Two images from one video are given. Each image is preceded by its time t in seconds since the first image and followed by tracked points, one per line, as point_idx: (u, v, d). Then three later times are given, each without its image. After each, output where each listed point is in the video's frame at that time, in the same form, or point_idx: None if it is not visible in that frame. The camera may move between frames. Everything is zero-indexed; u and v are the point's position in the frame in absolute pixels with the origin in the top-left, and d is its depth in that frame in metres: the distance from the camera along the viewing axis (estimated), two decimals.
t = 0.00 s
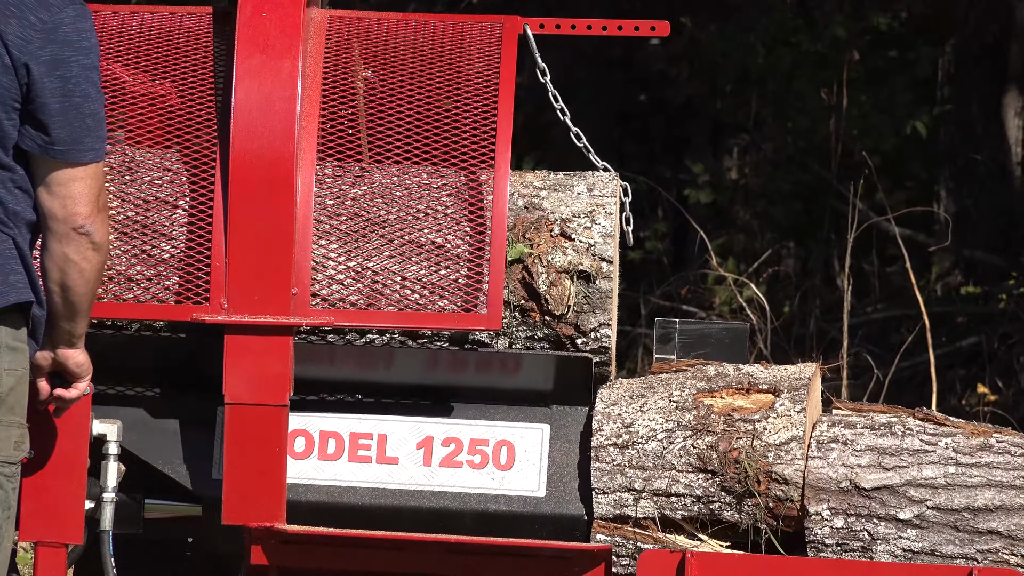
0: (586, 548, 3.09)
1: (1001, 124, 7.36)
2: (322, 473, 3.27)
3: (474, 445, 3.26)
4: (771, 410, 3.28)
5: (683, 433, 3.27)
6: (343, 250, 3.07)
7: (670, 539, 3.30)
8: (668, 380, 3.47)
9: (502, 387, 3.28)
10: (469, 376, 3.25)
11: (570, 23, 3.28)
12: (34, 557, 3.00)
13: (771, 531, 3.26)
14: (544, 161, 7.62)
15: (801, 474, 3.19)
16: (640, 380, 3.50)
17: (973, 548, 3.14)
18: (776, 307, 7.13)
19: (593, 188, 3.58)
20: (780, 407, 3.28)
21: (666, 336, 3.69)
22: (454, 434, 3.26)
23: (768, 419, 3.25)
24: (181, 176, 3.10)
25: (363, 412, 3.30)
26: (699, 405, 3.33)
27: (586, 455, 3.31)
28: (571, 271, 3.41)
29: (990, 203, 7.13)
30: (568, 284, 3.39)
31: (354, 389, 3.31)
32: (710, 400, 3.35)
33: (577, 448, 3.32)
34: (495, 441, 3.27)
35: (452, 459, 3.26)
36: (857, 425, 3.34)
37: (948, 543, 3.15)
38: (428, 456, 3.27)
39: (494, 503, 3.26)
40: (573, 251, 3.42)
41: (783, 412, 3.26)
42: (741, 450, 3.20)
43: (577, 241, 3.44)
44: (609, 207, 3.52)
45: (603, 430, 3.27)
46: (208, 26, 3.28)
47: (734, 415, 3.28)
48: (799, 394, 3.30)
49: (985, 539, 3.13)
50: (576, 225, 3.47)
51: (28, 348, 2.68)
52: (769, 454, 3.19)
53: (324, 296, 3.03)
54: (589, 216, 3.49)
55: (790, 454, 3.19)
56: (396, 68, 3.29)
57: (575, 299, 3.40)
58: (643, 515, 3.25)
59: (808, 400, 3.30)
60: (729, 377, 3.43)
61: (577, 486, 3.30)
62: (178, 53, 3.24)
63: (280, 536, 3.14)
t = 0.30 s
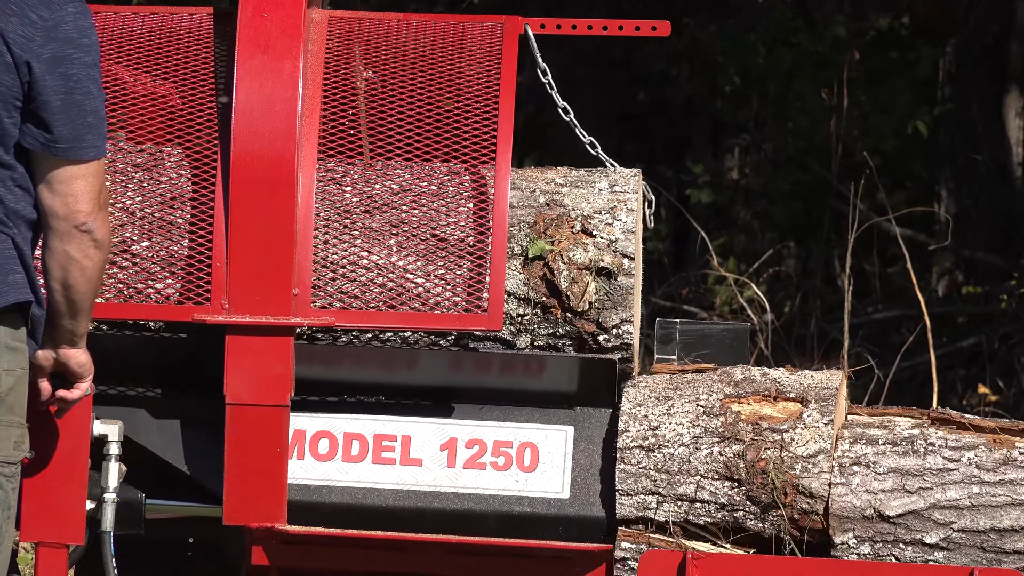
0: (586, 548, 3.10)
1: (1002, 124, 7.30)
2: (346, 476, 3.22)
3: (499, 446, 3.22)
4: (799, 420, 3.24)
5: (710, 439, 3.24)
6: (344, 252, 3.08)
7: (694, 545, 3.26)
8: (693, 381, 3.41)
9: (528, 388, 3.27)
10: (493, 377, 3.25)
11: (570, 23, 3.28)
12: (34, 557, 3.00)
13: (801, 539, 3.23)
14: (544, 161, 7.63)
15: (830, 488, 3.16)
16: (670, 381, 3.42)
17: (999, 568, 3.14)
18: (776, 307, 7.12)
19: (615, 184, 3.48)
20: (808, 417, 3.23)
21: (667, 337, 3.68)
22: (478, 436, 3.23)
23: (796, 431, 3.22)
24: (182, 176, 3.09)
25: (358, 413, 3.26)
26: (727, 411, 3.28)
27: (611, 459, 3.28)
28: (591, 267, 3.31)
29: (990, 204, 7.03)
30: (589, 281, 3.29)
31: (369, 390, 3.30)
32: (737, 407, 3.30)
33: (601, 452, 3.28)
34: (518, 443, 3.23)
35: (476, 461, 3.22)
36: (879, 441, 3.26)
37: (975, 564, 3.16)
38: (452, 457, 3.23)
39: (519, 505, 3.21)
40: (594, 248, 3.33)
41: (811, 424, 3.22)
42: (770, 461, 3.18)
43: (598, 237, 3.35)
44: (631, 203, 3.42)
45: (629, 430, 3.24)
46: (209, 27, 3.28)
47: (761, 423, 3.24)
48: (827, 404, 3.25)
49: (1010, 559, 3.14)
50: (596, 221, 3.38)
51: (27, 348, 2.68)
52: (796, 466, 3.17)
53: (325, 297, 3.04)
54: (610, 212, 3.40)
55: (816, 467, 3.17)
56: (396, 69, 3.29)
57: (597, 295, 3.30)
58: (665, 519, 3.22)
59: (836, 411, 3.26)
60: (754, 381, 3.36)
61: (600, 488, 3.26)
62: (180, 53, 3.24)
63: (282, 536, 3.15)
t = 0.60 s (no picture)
0: (586, 549, 3.09)
1: (1001, 124, 7.19)
2: (349, 476, 3.22)
3: (503, 447, 3.24)
4: (805, 424, 3.24)
5: (717, 442, 3.23)
6: (345, 253, 3.08)
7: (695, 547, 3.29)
8: (700, 384, 3.41)
9: (531, 389, 3.26)
10: (497, 378, 3.25)
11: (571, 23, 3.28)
12: (35, 557, 3.00)
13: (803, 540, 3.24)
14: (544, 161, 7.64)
15: (835, 491, 3.18)
16: (674, 384, 3.42)
17: None
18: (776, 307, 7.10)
19: (617, 186, 3.43)
20: (815, 422, 3.24)
21: (668, 337, 3.67)
22: (481, 436, 3.24)
23: (802, 435, 3.22)
24: (183, 177, 3.10)
25: (357, 414, 3.26)
26: (733, 414, 3.29)
27: (616, 461, 3.27)
28: (594, 270, 3.27)
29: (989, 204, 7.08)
30: (592, 284, 3.25)
31: (371, 391, 3.29)
32: (743, 409, 3.31)
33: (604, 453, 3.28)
34: (522, 444, 3.24)
35: (480, 461, 3.24)
36: (886, 451, 3.26)
37: None
38: (456, 458, 3.24)
39: (522, 506, 3.23)
40: (596, 251, 3.29)
41: (817, 428, 3.22)
42: (776, 464, 3.18)
43: (600, 240, 3.31)
44: (634, 205, 3.38)
45: (634, 432, 3.23)
46: (209, 28, 3.28)
47: (767, 427, 3.25)
48: (833, 409, 3.25)
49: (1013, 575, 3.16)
50: (599, 224, 3.34)
51: (25, 348, 2.67)
52: (801, 470, 3.17)
53: (326, 297, 3.04)
54: (613, 214, 3.36)
55: (822, 471, 3.17)
56: (396, 70, 3.29)
57: (599, 298, 3.27)
58: (669, 520, 3.22)
59: (842, 416, 3.26)
60: (759, 384, 3.36)
61: (603, 491, 3.26)
62: (180, 54, 3.24)
63: (281, 537, 3.15)
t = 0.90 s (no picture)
0: (587, 547, 3.09)
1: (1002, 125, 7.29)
2: (340, 476, 3.16)
3: (494, 447, 3.15)
4: (799, 419, 3.23)
5: (711, 442, 3.24)
6: (345, 255, 3.07)
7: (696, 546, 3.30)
8: (693, 386, 3.40)
9: (526, 389, 3.16)
10: (489, 378, 3.15)
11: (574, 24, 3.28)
12: (36, 558, 2.97)
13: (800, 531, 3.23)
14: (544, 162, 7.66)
15: (830, 485, 3.17)
16: (666, 384, 3.42)
17: None
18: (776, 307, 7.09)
19: (611, 189, 3.50)
20: (807, 416, 3.22)
21: (669, 337, 3.68)
22: (473, 437, 3.15)
23: (796, 430, 3.21)
24: (184, 177, 3.10)
25: (351, 413, 3.18)
26: (726, 413, 3.28)
27: (610, 463, 3.23)
28: (587, 274, 3.36)
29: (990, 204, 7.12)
30: (585, 288, 3.35)
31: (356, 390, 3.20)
32: (736, 408, 3.30)
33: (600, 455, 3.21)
34: (514, 443, 3.16)
35: (471, 461, 3.15)
36: (886, 451, 3.28)
37: None
38: (447, 458, 3.16)
39: (513, 506, 3.15)
40: (591, 255, 3.37)
41: (810, 423, 3.21)
42: (769, 461, 3.17)
43: (594, 244, 3.39)
44: (628, 209, 3.45)
45: (628, 437, 3.21)
46: (210, 28, 3.28)
47: (760, 424, 3.24)
48: (826, 402, 3.24)
49: None
50: (593, 228, 3.40)
51: (25, 347, 2.67)
52: (798, 465, 3.17)
53: (327, 297, 3.04)
54: (607, 219, 3.42)
55: (818, 466, 3.16)
56: (397, 70, 3.29)
57: (593, 302, 3.36)
58: (669, 523, 3.25)
59: (835, 409, 3.25)
60: (751, 381, 3.36)
61: (597, 489, 3.19)
62: (181, 54, 3.24)
63: (281, 537, 3.15)
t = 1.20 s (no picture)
0: (585, 547, 3.08)
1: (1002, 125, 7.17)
2: (305, 474, 3.23)
3: (460, 445, 3.23)
4: (750, 396, 3.29)
5: (671, 438, 3.30)
6: (344, 256, 3.07)
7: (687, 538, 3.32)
8: (652, 388, 3.48)
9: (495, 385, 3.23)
10: (456, 375, 3.21)
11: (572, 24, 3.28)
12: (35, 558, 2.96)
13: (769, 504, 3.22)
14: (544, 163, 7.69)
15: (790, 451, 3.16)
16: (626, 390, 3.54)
17: None
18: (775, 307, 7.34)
19: (584, 206, 3.63)
20: (758, 391, 3.29)
21: (668, 337, 3.68)
22: (440, 435, 3.24)
23: (748, 406, 3.26)
24: (181, 178, 3.10)
25: (343, 412, 3.26)
26: (681, 406, 3.36)
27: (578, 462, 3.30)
28: (560, 288, 3.42)
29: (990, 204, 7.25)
30: (557, 301, 3.39)
31: (354, 390, 3.26)
32: (691, 399, 3.38)
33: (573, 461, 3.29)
34: (481, 442, 3.24)
35: (438, 459, 3.23)
36: (886, 452, 3.30)
37: None
38: (414, 456, 3.24)
39: (480, 504, 3.23)
40: (563, 269, 3.45)
41: (761, 396, 3.27)
42: (727, 441, 3.21)
43: (567, 258, 3.48)
44: (600, 224, 3.56)
45: (594, 450, 3.27)
46: (208, 28, 3.28)
47: (714, 409, 3.30)
48: (775, 373, 3.31)
49: None
50: (566, 242, 3.50)
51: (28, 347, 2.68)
52: (755, 439, 3.19)
53: (326, 297, 3.03)
54: (580, 234, 3.53)
55: (775, 436, 3.17)
56: (394, 70, 3.29)
57: (564, 316, 3.41)
58: (651, 525, 3.31)
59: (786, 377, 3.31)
60: (704, 370, 3.45)
61: (564, 486, 3.25)
62: (180, 55, 3.24)
63: (278, 538, 3.13)
